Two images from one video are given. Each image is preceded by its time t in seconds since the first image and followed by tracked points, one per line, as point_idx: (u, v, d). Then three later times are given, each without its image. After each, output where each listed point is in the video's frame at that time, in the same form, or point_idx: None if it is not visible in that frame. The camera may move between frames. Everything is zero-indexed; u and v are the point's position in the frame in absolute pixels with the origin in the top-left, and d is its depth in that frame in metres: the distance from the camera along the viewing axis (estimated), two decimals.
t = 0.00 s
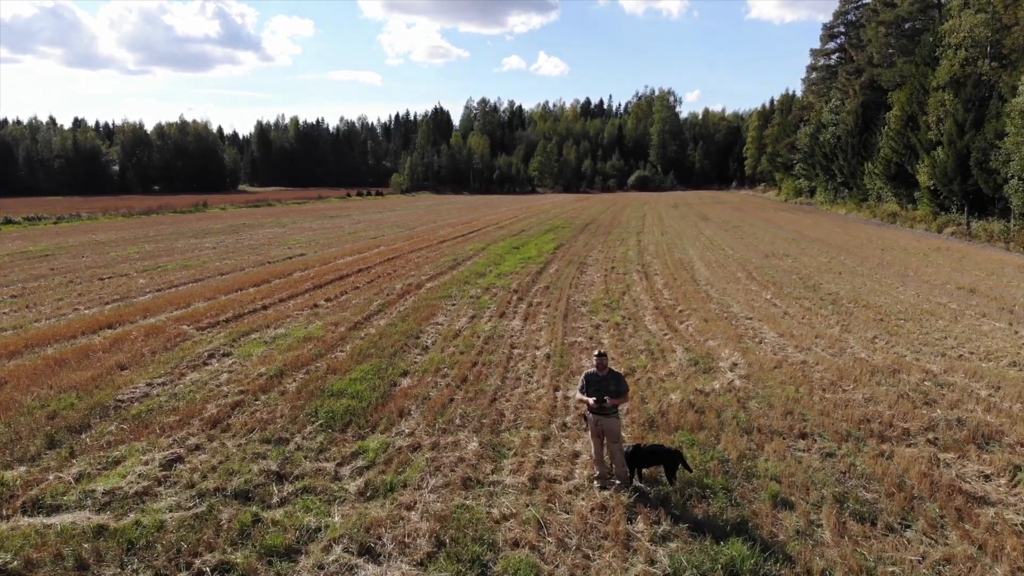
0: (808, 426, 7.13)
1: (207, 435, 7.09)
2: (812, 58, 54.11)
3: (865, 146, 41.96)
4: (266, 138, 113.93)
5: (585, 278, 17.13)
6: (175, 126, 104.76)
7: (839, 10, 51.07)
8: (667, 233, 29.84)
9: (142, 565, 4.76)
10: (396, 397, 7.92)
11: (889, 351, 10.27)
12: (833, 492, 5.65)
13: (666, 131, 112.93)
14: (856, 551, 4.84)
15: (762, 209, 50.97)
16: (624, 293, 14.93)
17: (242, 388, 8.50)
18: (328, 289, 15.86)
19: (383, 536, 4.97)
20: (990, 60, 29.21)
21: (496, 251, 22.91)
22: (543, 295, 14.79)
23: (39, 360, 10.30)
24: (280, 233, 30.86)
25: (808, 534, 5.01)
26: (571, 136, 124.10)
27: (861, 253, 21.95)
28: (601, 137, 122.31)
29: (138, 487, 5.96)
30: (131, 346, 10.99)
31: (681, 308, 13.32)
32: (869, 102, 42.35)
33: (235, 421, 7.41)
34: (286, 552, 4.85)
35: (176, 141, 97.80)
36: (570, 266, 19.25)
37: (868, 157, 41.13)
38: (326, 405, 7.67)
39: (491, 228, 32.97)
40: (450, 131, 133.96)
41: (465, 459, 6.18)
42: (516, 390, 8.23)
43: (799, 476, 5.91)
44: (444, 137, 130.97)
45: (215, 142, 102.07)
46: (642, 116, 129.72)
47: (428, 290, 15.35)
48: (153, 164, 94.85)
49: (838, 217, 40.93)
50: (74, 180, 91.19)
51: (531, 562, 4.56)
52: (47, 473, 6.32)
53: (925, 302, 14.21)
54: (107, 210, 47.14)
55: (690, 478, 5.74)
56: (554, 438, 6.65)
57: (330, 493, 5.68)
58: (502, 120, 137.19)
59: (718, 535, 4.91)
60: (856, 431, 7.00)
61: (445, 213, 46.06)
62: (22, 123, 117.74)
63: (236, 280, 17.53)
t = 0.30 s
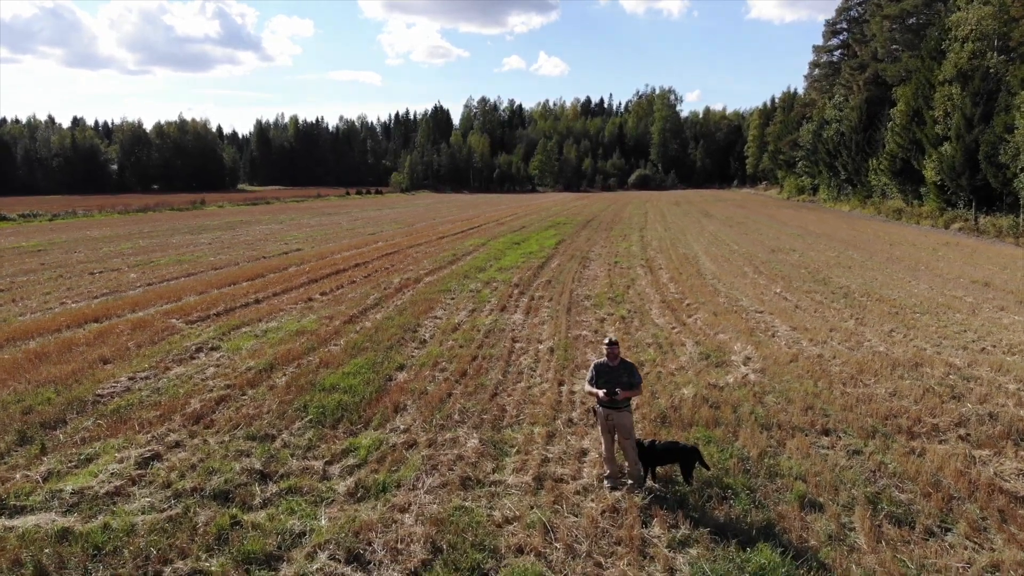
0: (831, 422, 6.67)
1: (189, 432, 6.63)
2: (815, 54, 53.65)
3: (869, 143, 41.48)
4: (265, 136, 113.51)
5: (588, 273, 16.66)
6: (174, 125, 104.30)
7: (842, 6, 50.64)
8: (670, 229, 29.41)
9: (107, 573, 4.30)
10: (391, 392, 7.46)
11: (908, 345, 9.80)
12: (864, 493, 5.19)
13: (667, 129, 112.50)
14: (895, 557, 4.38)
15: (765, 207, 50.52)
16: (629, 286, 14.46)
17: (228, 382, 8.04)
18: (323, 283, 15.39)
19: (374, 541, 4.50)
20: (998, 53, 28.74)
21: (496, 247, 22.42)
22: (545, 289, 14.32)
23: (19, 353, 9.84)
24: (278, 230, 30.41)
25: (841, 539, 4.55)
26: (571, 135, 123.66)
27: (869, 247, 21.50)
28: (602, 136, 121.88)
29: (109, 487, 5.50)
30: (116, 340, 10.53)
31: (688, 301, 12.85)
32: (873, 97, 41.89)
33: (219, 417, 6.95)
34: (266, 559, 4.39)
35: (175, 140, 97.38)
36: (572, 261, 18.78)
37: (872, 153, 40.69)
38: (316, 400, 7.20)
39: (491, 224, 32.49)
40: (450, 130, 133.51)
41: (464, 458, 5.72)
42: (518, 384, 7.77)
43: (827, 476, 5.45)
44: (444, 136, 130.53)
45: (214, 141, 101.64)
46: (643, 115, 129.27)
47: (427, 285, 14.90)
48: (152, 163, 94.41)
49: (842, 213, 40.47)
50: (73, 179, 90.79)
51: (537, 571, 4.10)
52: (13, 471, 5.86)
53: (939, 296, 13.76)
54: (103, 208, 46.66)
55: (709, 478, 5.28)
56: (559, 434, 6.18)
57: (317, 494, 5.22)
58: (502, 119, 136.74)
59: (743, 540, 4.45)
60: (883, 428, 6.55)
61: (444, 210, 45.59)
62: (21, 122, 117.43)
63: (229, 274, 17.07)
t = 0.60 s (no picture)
0: (858, 436, 6.19)
1: (167, 446, 6.16)
2: (818, 53, 53.16)
3: (874, 142, 40.99)
4: (264, 136, 113.08)
5: (591, 273, 16.18)
6: (173, 125, 103.83)
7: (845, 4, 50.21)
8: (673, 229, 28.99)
9: None
10: (385, 402, 6.97)
11: (930, 350, 9.32)
12: (902, 518, 4.72)
13: (667, 129, 112.10)
14: None
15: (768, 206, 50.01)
16: (634, 288, 13.99)
17: (212, 390, 7.56)
18: (318, 284, 14.91)
19: None
20: (1006, 50, 28.27)
21: (496, 247, 21.93)
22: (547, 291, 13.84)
23: None
24: (275, 230, 29.94)
25: (883, 571, 4.07)
26: (572, 135, 123.28)
27: (877, 247, 21.04)
28: (602, 136, 121.47)
29: (73, 510, 5.01)
30: (99, 344, 10.06)
31: (697, 303, 12.37)
32: (877, 96, 41.44)
33: (200, 429, 6.47)
34: None
35: (173, 140, 97.01)
36: (574, 261, 18.29)
37: (876, 152, 40.25)
38: (305, 411, 6.73)
39: (491, 224, 32.02)
40: (450, 130, 133.10)
41: (462, 476, 5.24)
42: (520, 392, 7.30)
43: (861, 497, 4.98)
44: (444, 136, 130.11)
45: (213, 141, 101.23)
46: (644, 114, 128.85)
47: (425, 286, 14.42)
48: (151, 163, 94.05)
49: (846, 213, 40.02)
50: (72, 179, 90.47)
51: None
52: None
53: (956, 297, 13.29)
54: (99, 207, 46.16)
55: (732, 501, 4.80)
56: (566, 450, 5.70)
57: (301, 518, 4.75)
58: (502, 119, 136.33)
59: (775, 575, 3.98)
60: (914, 442, 6.07)
61: (444, 210, 45.09)
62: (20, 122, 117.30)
63: (222, 275, 16.58)
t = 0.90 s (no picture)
0: (890, 458, 5.71)
1: (141, 469, 5.67)
2: (821, 52, 52.69)
3: (878, 142, 40.51)
4: (264, 137, 112.65)
5: (595, 276, 15.69)
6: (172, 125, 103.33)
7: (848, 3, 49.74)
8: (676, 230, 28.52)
9: None
10: (378, 418, 6.48)
11: (956, 359, 8.84)
12: (950, 556, 4.25)
13: (668, 129, 111.68)
14: None
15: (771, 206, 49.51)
16: (640, 291, 13.49)
17: (194, 404, 7.07)
18: (313, 287, 14.41)
19: None
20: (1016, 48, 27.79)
21: (497, 248, 21.45)
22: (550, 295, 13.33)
23: None
24: (271, 231, 29.46)
25: None
26: (572, 135, 122.83)
27: (887, 249, 20.56)
28: (602, 136, 121.05)
29: (29, 545, 4.52)
30: (81, 353, 9.57)
31: (706, 308, 11.88)
32: (882, 95, 40.96)
33: (178, 450, 5.98)
34: None
35: (172, 140, 96.56)
36: (577, 264, 17.78)
37: (881, 152, 39.78)
38: (292, 429, 6.24)
39: (491, 225, 31.55)
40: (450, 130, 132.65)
41: (461, 506, 4.76)
42: (523, 407, 6.80)
43: (903, 531, 4.50)
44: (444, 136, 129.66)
45: (212, 141, 100.76)
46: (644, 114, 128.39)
47: (423, 289, 13.91)
48: (150, 164, 93.58)
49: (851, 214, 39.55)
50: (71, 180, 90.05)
51: None
52: None
53: (974, 302, 12.81)
54: (95, 208, 45.64)
55: (761, 537, 4.32)
56: (575, 475, 5.22)
57: (282, 556, 4.26)
58: (502, 118, 135.88)
59: None
60: (953, 465, 5.59)
61: (443, 210, 44.57)
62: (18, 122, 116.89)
63: (214, 278, 16.08)
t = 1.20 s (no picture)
0: (930, 481, 5.20)
1: (108, 494, 5.15)
2: (824, 51, 52.25)
3: (883, 141, 40.03)
4: (263, 137, 112.22)
5: (598, 278, 15.23)
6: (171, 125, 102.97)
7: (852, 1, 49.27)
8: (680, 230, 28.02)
9: None
10: (370, 436, 5.97)
11: (985, 368, 8.33)
12: None
13: (669, 129, 111.27)
14: None
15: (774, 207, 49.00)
16: (646, 294, 13.03)
17: (171, 419, 6.56)
18: (307, 290, 13.92)
19: None
20: None
21: (497, 249, 20.97)
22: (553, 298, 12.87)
23: None
24: (267, 231, 28.95)
25: None
26: (572, 135, 122.41)
27: (897, 250, 20.08)
28: (603, 137, 120.66)
29: None
30: (58, 360, 9.07)
31: (716, 313, 11.37)
32: (886, 95, 40.50)
33: (150, 472, 5.47)
34: None
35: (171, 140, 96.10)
36: (579, 265, 17.31)
37: (886, 152, 39.31)
38: (276, 447, 5.75)
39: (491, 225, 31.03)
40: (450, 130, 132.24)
41: (458, 541, 4.25)
42: (526, 422, 6.29)
43: (957, 570, 3.99)
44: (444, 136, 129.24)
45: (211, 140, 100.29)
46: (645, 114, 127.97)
47: (421, 292, 13.43)
48: (149, 164, 93.11)
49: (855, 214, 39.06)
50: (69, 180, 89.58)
51: None
52: None
53: (994, 306, 12.32)
54: (92, 208, 45.16)
55: None
56: (584, 503, 4.71)
57: None
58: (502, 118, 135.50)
59: None
60: (999, 490, 5.09)
61: (443, 210, 44.09)
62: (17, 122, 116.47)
63: (206, 280, 15.60)
